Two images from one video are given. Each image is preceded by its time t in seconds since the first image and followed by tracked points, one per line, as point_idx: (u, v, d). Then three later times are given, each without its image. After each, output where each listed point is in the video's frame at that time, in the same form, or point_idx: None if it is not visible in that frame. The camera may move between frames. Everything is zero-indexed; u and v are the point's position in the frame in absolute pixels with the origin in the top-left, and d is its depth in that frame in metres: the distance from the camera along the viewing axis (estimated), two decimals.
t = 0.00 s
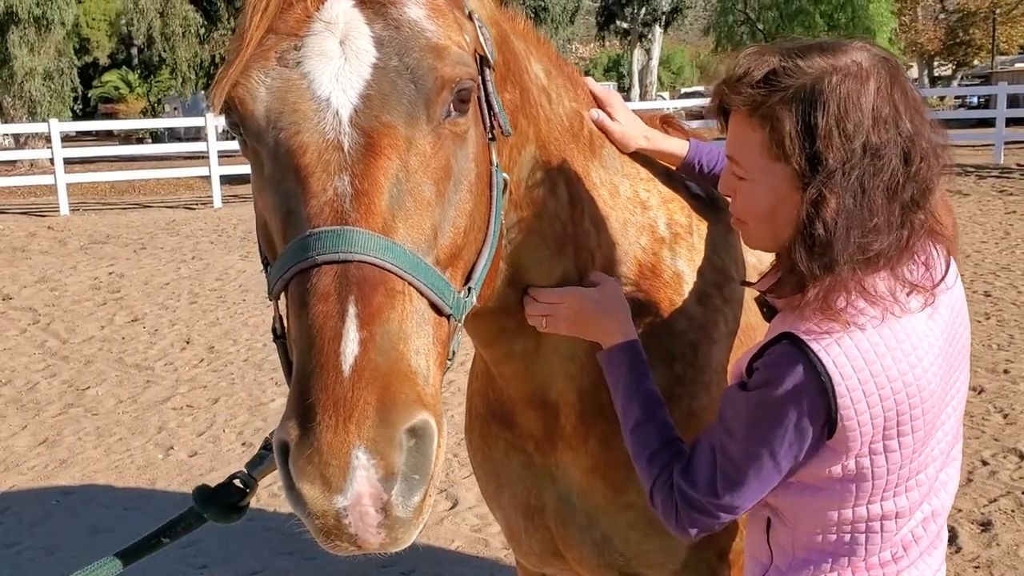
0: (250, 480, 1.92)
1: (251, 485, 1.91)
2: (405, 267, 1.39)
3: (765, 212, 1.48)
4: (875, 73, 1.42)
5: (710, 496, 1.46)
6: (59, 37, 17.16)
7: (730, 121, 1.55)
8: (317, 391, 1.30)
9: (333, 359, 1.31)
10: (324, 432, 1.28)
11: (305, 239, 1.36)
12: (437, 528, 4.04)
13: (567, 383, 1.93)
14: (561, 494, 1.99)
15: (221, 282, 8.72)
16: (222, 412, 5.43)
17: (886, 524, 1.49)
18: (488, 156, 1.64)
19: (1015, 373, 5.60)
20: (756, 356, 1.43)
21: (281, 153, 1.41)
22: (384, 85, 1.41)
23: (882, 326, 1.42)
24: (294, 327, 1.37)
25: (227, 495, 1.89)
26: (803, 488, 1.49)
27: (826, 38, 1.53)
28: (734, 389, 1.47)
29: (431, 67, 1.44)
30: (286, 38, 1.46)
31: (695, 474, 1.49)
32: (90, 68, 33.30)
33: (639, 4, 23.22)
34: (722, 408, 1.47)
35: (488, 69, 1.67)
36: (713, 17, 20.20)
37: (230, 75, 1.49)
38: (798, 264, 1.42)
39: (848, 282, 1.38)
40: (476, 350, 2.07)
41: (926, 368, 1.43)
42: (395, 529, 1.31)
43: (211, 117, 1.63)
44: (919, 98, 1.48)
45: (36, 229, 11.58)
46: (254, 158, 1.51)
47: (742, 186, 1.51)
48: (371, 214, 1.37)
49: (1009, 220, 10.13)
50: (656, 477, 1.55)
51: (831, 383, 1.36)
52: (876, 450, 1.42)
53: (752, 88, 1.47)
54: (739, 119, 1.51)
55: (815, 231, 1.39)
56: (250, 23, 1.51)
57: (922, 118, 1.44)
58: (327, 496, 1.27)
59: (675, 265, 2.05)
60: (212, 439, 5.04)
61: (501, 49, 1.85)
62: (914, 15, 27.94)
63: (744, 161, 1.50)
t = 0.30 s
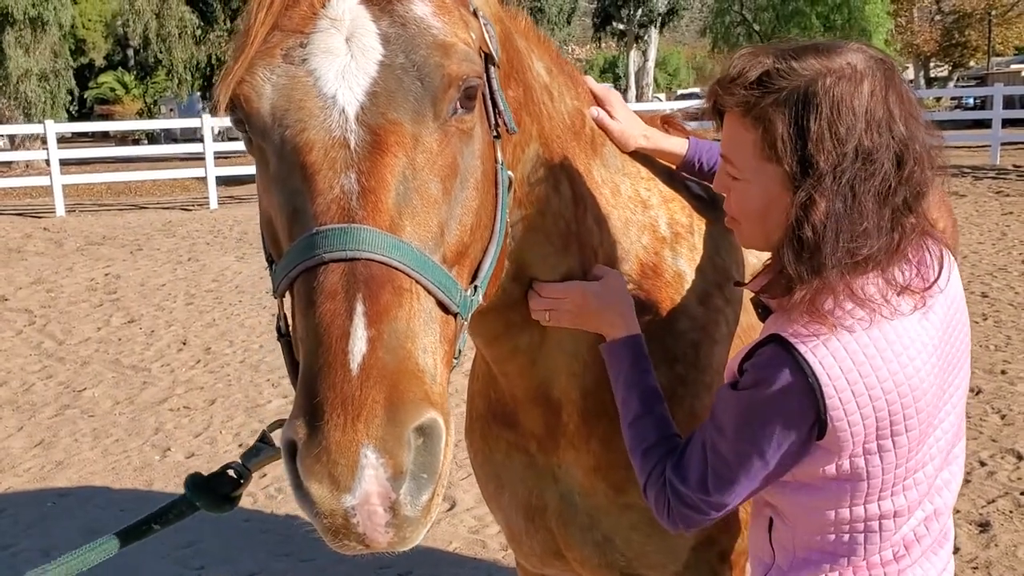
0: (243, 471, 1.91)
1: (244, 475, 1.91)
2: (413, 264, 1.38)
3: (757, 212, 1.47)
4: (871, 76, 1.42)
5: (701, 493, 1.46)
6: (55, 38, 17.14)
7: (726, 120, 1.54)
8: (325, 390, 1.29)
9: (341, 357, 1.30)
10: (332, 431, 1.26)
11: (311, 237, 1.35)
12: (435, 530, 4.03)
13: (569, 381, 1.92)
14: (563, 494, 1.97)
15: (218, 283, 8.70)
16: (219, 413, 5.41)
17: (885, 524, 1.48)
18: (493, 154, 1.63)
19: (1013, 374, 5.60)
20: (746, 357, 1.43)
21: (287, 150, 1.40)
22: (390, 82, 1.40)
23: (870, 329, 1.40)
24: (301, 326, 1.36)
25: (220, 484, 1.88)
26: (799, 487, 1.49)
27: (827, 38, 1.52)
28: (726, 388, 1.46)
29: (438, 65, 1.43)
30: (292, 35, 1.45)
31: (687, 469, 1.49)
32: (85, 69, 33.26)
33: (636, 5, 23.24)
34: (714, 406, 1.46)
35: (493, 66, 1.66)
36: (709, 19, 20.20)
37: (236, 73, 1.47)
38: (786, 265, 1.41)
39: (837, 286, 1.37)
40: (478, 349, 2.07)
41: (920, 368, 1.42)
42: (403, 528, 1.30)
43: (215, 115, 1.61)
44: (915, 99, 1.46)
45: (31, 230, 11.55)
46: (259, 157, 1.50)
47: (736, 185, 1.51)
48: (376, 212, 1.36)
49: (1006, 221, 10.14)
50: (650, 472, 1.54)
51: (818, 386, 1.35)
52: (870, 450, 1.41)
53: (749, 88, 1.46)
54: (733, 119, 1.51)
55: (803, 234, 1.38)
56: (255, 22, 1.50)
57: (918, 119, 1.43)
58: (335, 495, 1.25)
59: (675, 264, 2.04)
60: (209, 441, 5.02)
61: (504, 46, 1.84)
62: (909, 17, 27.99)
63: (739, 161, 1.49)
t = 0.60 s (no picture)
0: (244, 473, 1.90)
1: (245, 479, 1.90)
2: (413, 266, 1.37)
3: (754, 212, 1.47)
4: (868, 76, 1.41)
5: (700, 494, 1.46)
6: (50, 37, 17.10)
7: (722, 121, 1.53)
8: (326, 392, 1.28)
9: (342, 360, 1.29)
10: (332, 434, 1.26)
11: (311, 239, 1.34)
12: (431, 530, 4.02)
13: (568, 381, 1.92)
14: (561, 494, 1.97)
15: (213, 283, 8.68)
16: (214, 413, 5.39)
17: (883, 523, 1.47)
18: (492, 153, 1.62)
19: (1008, 375, 5.61)
20: (744, 357, 1.42)
21: (287, 150, 1.39)
22: (391, 84, 1.39)
23: (868, 328, 1.39)
24: (301, 327, 1.35)
25: (221, 488, 1.87)
26: (797, 486, 1.48)
27: (824, 39, 1.52)
28: (722, 388, 1.46)
29: (439, 66, 1.42)
30: (291, 35, 1.45)
31: (684, 469, 1.48)
32: (81, 69, 33.19)
33: (632, 6, 23.25)
34: (711, 406, 1.46)
35: (492, 66, 1.65)
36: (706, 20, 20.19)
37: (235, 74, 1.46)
38: (783, 265, 1.40)
39: (833, 286, 1.37)
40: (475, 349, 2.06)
41: (917, 367, 1.41)
42: (403, 530, 1.30)
43: (214, 115, 1.60)
44: (911, 98, 1.46)
45: (27, 230, 11.52)
46: (258, 157, 1.49)
47: (733, 186, 1.51)
48: (375, 213, 1.35)
49: (1001, 222, 10.16)
50: (650, 473, 1.54)
51: (814, 385, 1.34)
52: (867, 450, 1.40)
53: (746, 89, 1.46)
54: (730, 119, 1.50)
55: (799, 234, 1.38)
56: (254, 22, 1.49)
57: (914, 118, 1.42)
58: (335, 498, 1.25)
59: (673, 264, 2.03)
60: (204, 441, 5.00)
61: (503, 45, 1.83)
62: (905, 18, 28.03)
63: (736, 162, 1.49)
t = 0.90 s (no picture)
0: (242, 474, 1.91)
1: (243, 479, 1.90)
2: (411, 269, 1.37)
3: (752, 215, 1.47)
4: (865, 78, 1.42)
5: (700, 498, 1.45)
6: (48, 37, 17.08)
7: (720, 123, 1.54)
8: (325, 395, 1.28)
9: (340, 362, 1.29)
10: (331, 437, 1.26)
11: (311, 241, 1.34)
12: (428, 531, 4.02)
13: (564, 384, 1.92)
14: (557, 496, 1.97)
15: (211, 283, 8.67)
16: (211, 414, 5.39)
17: (881, 525, 1.47)
18: (490, 156, 1.62)
19: (1005, 377, 5.61)
20: (743, 360, 1.42)
21: (287, 153, 1.39)
22: (390, 86, 1.39)
23: (867, 330, 1.40)
24: (300, 330, 1.35)
25: (218, 488, 1.87)
26: (795, 489, 1.48)
27: (822, 42, 1.52)
28: (722, 392, 1.46)
29: (439, 70, 1.42)
30: (291, 38, 1.45)
31: (685, 474, 1.48)
32: (78, 69, 33.16)
33: (630, 7, 23.28)
34: (710, 410, 1.46)
35: (491, 68, 1.65)
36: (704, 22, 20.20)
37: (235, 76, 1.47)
38: (781, 267, 1.40)
39: (832, 288, 1.37)
40: (472, 351, 2.06)
41: (914, 369, 1.42)
42: (401, 533, 1.29)
43: (214, 116, 1.60)
44: (908, 101, 1.46)
45: (24, 230, 11.51)
46: (257, 158, 1.49)
47: (731, 188, 1.51)
48: (374, 215, 1.35)
49: (997, 224, 10.18)
50: (650, 478, 1.54)
51: (814, 387, 1.35)
52: (865, 452, 1.41)
53: (745, 91, 1.46)
54: (728, 122, 1.50)
55: (797, 236, 1.38)
56: (255, 25, 1.50)
57: (910, 120, 1.43)
58: (334, 501, 1.25)
59: (671, 266, 2.04)
60: (201, 442, 5.00)
61: (502, 48, 1.83)
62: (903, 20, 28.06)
63: (734, 165, 1.49)
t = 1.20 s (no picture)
0: (239, 477, 1.89)
1: (239, 483, 1.88)
2: (407, 271, 1.35)
3: (754, 217, 1.46)
4: (864, 78, 1.40)
5: (702, 504, 1.44)
6: (45, 37, 17.03)
7: (720, 126, 1.52)
8: (320, 398, 1.27)
9: (335, 364, 1.27)
10: (325, 439, 1.24)
11: (306, 242, 1.33)
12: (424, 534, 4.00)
13: (559, 389, 1.91)
14: (553, 500, 1.95)
15: (207, 285, 8.64)
16: (207, 415, 5.37)
17: (879, 529, 1.46)
18: (486, 158, 1.61)
19: (1003, 381, 5.61)
20: (744, 362, 1.41)
21: (283, 155, 1.38)
22: (386, 88, 1.38)
23: (868, 331, 1.39)
24: (295, 333, 1.33)
25: (215, 492, 1.85)
26: (793, 492, 1.47)
27: (820, 43, 1.51)
28: (722, 395, 1.44)
29: (435, 71, 1.41)
30: (287, 39, 1.43)
31: (687, 480, 1.46)
32: (75, 70, 33.11)
33: (628, 10, 23.30)
34: (711, 414, 1.44)
35: (487, 70, 1.64)
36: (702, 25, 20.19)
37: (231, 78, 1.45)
38: (784, 268, 1.39)
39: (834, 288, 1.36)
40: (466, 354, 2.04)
41: (915, 372, 1.41)
42: (396, 535, 1.28)
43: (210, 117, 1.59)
44: (907, 101, 1.45)
45: (20, 230, 11.47)
46: (253, 160, 1.48)
47: (732, 191, 1.50)
48: (369, 216, 1.34)
49: (995, 228, 10.18)
50: (650, 485, 1.52)
51: (815, 389, 1.34)
52: (865, 455, 1.39)
53: (744, 93, 1.45)
54: (728, 124, 1.49)
55: (798, 236, 1.37)
56: (251, 26, 1.48)
57: (910, 120, 1.42)
58: (329, 503, 1.23)
59: (669, 269, 2.02)
60: (197, 444, 4.98)
61: (499, 49, 1.82)
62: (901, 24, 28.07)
63: (734, 167, 1.48)
